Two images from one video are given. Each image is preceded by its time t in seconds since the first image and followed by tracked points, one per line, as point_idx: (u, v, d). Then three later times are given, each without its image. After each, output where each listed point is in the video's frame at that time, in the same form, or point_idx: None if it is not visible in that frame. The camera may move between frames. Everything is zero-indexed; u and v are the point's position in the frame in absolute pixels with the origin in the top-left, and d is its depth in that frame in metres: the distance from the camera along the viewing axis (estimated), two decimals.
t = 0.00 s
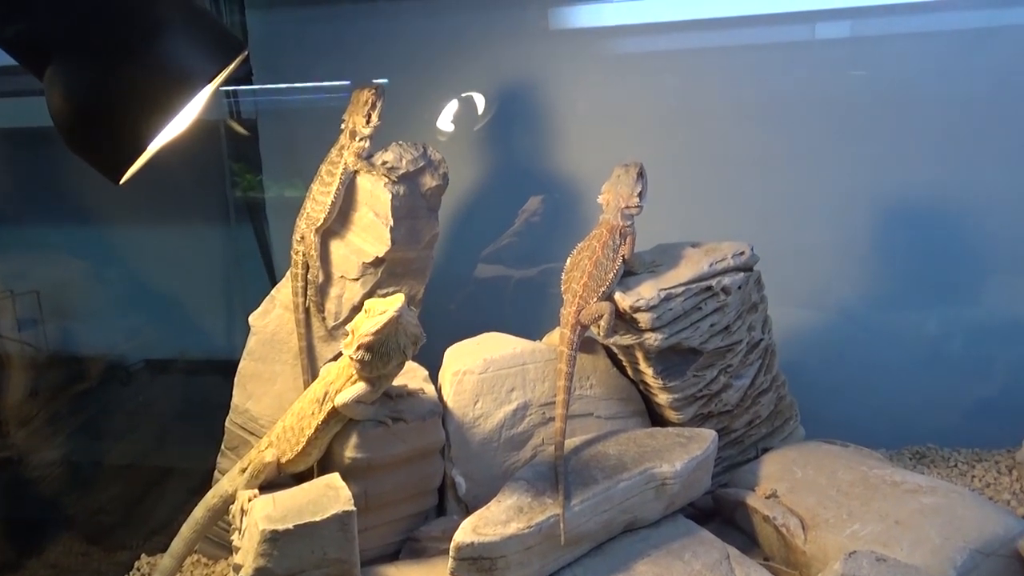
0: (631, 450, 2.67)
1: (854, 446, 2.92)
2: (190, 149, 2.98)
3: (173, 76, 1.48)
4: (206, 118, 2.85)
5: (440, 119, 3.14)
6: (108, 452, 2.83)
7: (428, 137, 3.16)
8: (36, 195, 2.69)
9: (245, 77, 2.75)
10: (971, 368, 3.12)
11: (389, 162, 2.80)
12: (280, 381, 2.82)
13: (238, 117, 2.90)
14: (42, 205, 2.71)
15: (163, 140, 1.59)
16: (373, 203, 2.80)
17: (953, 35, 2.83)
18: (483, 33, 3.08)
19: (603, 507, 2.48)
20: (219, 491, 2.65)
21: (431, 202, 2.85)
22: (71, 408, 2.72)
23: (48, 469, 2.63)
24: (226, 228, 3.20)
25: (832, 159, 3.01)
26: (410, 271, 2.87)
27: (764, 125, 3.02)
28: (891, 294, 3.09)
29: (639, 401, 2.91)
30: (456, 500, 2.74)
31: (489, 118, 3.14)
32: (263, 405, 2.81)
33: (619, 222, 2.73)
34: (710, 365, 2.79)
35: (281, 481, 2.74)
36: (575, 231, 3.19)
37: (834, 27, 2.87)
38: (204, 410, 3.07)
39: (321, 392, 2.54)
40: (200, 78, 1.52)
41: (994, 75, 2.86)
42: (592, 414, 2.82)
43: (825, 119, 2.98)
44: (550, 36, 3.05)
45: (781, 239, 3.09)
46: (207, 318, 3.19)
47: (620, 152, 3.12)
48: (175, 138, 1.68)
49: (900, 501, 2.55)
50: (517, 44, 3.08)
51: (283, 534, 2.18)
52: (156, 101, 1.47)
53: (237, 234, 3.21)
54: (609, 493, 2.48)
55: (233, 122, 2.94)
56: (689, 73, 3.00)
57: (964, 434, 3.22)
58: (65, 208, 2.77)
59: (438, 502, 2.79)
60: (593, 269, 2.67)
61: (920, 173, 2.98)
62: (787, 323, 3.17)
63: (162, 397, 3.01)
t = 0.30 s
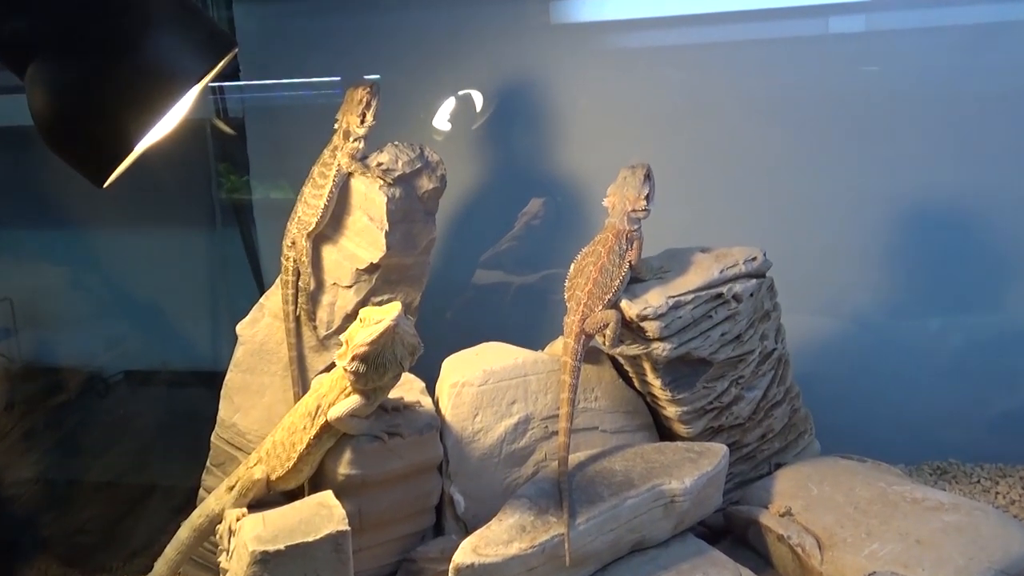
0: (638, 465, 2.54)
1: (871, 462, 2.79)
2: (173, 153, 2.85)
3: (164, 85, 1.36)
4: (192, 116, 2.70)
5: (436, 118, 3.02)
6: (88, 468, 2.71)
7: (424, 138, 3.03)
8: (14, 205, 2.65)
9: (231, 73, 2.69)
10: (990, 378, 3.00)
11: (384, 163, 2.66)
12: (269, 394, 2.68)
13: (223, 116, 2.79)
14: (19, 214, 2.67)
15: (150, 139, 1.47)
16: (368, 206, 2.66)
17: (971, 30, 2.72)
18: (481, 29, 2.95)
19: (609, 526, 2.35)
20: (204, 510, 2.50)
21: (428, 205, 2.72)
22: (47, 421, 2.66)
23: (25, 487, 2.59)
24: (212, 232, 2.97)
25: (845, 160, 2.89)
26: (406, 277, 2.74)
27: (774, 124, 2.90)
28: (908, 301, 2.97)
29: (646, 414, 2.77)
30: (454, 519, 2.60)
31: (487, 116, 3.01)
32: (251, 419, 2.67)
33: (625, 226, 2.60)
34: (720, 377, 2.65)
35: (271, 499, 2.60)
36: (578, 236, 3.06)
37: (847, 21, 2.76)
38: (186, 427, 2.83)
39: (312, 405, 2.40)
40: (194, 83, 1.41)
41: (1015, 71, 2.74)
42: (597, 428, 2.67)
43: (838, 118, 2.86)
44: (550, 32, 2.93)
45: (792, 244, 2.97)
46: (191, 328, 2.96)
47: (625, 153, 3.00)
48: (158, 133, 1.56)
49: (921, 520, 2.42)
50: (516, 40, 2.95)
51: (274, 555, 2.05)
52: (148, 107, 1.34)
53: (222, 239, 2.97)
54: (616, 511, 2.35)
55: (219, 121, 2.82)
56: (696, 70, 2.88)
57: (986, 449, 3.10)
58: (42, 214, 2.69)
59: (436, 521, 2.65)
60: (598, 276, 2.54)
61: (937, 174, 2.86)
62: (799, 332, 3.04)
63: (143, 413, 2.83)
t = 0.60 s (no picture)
0: (646, 480, 2.41)
1: (889, 477, 2.66)
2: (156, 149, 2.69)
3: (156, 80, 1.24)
4: (178, 114, 2.69)
5: (432, 115, 2.88)
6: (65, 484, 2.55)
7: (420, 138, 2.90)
8: None
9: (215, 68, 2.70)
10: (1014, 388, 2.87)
11: (378, 163, 2.54)
12: (257, 406, 2.56)
13: (210, 113, 2.78)
14: None
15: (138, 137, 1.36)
16: (361, 209, 2.54)
17: (992, 22, 2.60)
18: (479, 22, 2.83)
19: (615, 544, 2.22)
20: (190, 528, 2.38)
21: (424, 207, 2.59)
22: (22, 438, 2.44)
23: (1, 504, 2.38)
24: (195, 238, 2.92)
25: (860, 160, 2.77)
26: (401, 283, 2.62)
27: (787, 122, 2.78)
28: (926, 307, 2.84)
29: (653, 427, 2.63)
30: (453, 537, 2.46)
31: (485, 114, 2.89)
32: (239, 432, 2.54)
33: (631, 229, 2.48)
34: (731, 387, 2.53)
35: (261, 516, 2.48)
36: (581, 239, 2.93)
37: (862, 14, 2.64)
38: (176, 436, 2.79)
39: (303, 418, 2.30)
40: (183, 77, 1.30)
41: None
42: (602, 441, 2.54)
43: (853, 116, 2.74)
44: (551, 27, 2.80)
45: (805, 247, 2.85)
46: (174, 337, 2.89)
47: (629, 152, 2.87)
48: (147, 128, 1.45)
49: (944, 538, 2.28)
50: (516, 33, 2.83)
51: None
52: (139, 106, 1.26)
53: (206, 244, 2.92)
54: (623, 528, 2.23)
55: (203, 119, 2.78)
56: (705, 66, 2.76)
57: (1010, 464, 2.95)
58: (17, 214, 2.49)
59: (433, 540, 2.50)
60: (602, 281, 2.42)
61: (956, 173, 2.74)
62: (813, 340, 2.91)
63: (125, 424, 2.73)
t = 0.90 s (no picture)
0: (653, 498, 2.27)
1: (908, 493, 2.53)
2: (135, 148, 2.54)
3: (138, 80, 1.20)
4: (160, 112, 2.58)
5: (426, 113, 2.75)
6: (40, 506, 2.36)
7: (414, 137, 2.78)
8: None
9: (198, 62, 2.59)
10: None
11: (370, 165, 2.40)
12: (243, 420, 2.43)
13: (191, 111, 2.65)
14: None
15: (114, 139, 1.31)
16: (353, 212, 2.42)
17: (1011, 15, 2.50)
18: (476, 16, 2.71)
19: (621, 566, 2.09)
20: (172, 549, 2.24)
21: (419, 210, 2.47)
22: None
23: None
24: (178, 244, 2.79)
25: (875, 159, 2.65)
26: (395, 290, 2.50)
27: (798, 120, 2.65)
28: (944, 313, 2.71)
29: (660, 441, 2.50)
30: (450, 559, 2.33)
31: (482, 111, 2.76)
32: (224, 448, 2.41)
33: (637, 233, 2.36)
34: (743, 400, 2.40)
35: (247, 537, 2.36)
36: (582, 244, 2.80)
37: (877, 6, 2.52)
38: (158, 451, 2.64)
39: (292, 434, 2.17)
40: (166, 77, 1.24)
41: None
42: (607, 457, 2.41)
43: (868, 113, 2.62)
44: (550, 21, 2.68)
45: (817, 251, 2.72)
46: (154, 347, 2.74)
47: (633, 152, 2.74)
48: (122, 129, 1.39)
49: (967, 558, 2.13)
50: (514, 27, 2.70)
51: None
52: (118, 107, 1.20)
53: (190, 249, 2.79)
54: (630, 549, 2.10)
55: (185, 118, 2.66)
56: (712, 62, 2.64)
57: None
58: None
59: (429, 561, 2.38)
60: (607, 288, 2.30)
61: (975, 174, 2.62)
62: (826, 348, 2.78)
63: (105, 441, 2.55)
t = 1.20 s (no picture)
0: (656, 514, 2.15)
1: (925, 509, 2.40)
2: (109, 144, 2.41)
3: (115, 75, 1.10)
4: (138, 109, 2.47)
5: (417, 110, 2.63)
6: (9, 525, 2.22)
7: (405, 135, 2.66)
8: None
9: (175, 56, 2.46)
10: None
11: (359, 164, 2.29)
12: (225, 434, 2.31)
13: (170, 108, 2.54)
14: None
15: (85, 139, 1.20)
16: (340, 214, 2.29)
17: None
18: (469, 10, 2.61)
19: None
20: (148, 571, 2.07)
21: (410, 212, 2.36)
22: None
23: None
24: (155, 246, 2.64)
25: (887, 157, 2.53)
26: (384, 296, 2.39)
27: (806, 117, 2.54)
28: (959, 318, 2.59)
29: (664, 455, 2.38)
30: None
31: (476, 107, 2.64)
32: (204, 463, 2.29)
33: (639, 236, 2.25)
34: (751, 411, 2.29)
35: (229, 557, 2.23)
36: (580, 247, 2.68)
37: None
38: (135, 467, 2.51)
39: (277, 449, 2.06)
40: (148, 72, 1.17)
41: None
42: (609, 471, 2.29)
43: (880, 110, 2.51)
44: (547, 14, 2.58)
45: (826, 254, 2.61)
46: (130, 355, 2.60)
47: (633, 151, 2.63)
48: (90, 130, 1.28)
49: None
50: (509, 21, 2.60)
51: None
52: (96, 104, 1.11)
53: (168, 252, 2.66)
54: (633, 568, 1.98)
55: (162, 114, 2.54)
56: (716, 56, 2.53)
57: None
58: None
59: None
60: (608, 293, 2.18)
61: (993, 172, 2.49)
62: (836, 356, 2.65)
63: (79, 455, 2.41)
